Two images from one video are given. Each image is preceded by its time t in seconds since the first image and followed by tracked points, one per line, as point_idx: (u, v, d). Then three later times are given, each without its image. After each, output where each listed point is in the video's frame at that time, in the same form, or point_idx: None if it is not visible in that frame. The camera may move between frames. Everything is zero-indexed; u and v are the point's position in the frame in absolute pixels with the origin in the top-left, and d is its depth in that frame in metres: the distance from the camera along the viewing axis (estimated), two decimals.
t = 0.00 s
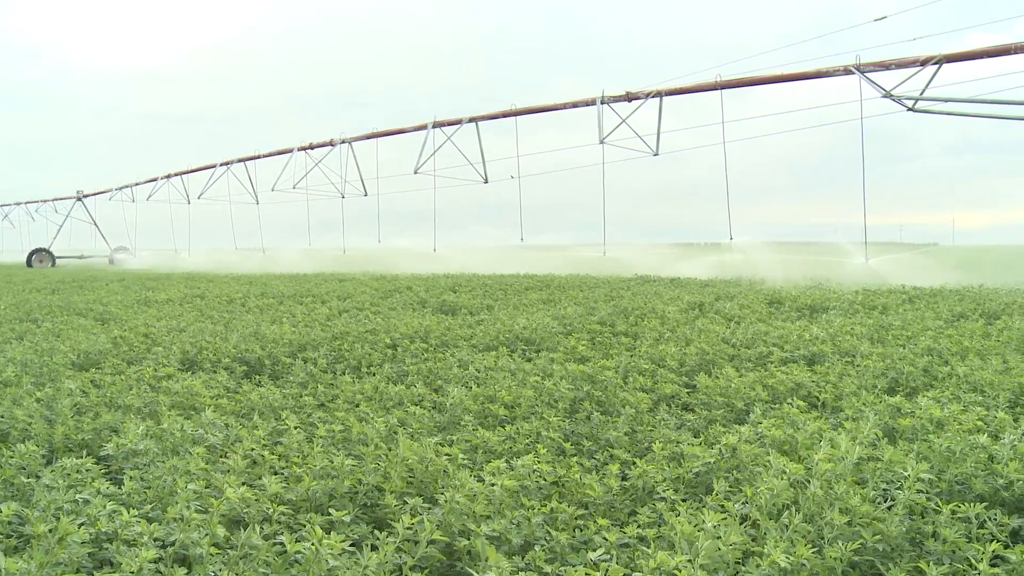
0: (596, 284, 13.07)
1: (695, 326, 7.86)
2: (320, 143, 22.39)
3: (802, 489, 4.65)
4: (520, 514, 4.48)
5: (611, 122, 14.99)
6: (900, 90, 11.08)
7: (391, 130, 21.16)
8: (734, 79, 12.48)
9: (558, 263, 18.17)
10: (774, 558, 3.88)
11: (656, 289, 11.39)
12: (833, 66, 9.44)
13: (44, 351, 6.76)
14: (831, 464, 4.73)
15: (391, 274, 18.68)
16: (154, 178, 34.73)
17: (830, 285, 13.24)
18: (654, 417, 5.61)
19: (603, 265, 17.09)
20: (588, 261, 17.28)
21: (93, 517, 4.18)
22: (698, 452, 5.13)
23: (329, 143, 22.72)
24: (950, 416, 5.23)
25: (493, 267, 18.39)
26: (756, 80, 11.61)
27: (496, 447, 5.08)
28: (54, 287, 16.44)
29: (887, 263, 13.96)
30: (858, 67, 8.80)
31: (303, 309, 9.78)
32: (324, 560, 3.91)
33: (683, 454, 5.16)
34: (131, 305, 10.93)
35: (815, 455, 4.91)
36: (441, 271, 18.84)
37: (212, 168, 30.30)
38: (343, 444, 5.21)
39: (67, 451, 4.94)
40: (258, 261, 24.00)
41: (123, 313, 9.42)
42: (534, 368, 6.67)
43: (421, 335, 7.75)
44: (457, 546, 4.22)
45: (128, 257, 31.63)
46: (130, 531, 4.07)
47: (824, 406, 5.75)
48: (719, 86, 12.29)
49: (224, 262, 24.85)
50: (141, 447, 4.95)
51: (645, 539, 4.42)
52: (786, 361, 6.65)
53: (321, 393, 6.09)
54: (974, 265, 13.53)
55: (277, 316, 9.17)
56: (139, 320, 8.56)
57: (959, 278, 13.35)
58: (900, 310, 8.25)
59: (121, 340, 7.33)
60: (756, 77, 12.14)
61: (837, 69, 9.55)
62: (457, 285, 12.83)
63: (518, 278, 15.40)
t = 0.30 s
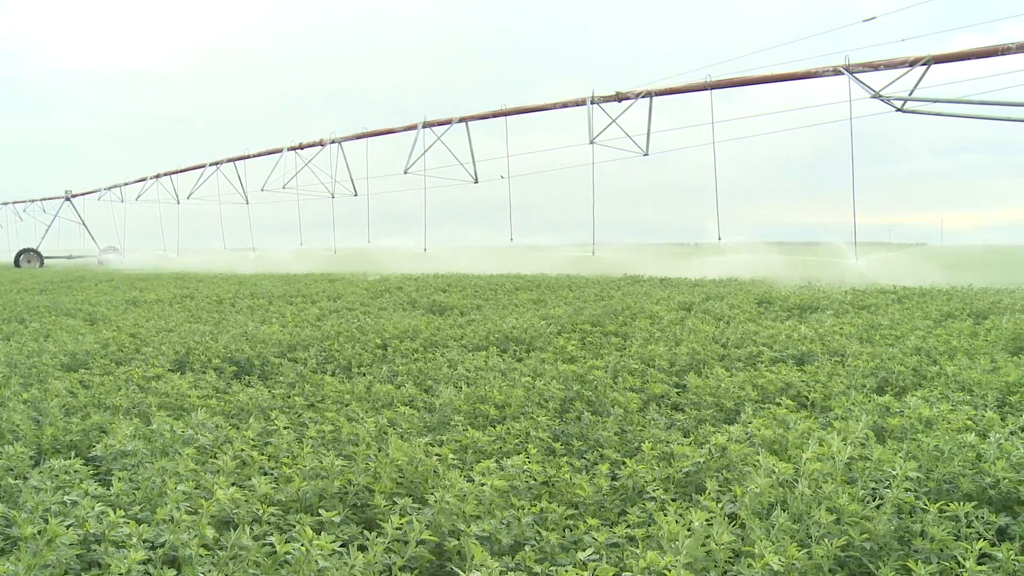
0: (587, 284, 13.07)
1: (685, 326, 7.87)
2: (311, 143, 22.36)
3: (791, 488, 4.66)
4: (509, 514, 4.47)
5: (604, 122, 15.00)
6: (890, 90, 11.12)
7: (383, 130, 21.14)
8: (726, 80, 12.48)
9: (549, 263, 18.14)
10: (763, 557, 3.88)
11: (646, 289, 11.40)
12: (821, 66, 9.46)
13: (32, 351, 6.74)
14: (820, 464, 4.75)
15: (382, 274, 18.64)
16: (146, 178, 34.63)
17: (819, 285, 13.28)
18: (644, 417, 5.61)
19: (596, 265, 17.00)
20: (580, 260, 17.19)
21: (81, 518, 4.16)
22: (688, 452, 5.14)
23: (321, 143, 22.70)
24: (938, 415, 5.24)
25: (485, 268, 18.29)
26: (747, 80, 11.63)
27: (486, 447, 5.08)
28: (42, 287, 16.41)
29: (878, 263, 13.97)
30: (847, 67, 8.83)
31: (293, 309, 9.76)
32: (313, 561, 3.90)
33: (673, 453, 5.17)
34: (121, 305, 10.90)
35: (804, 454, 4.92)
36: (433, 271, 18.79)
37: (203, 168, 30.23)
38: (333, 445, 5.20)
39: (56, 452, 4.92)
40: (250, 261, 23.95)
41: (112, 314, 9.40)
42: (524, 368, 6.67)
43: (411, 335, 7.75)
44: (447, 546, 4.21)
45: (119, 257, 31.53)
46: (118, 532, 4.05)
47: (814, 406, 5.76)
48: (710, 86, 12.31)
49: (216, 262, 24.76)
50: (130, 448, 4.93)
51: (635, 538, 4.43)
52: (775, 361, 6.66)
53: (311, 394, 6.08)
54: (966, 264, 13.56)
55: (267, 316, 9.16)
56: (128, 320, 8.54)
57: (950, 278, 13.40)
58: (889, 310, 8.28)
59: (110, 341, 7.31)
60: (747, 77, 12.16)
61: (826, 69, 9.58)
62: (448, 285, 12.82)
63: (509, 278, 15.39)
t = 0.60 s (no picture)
0: (574, 283, 13.09)
1: (674, 326, 7.88)
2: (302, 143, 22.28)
3: (780, 487, 4.68)
4: (499, 514, 4.47)
5: (594, 122, 15.01)
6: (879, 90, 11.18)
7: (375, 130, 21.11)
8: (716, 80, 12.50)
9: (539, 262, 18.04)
10: (752, 557, 3.89)
11: (635, 289, 11.41)
12: (810, 67, 9.50)
13: (19, 352, 6.70)
14: (808, 463, 4.76)
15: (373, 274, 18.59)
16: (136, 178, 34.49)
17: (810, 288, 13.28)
18: (633, 416, 5.62)
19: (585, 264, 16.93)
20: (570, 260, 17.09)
21: (68, 520, 4.14)
22: (677, 452, 5.15)
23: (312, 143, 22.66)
24: (926, 414, 5.27)
25: (475, 267, 18.18)
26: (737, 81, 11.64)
27: (475, 447, 5.08)
28: (29, 288, 16.37)
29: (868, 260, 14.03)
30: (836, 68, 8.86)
31: (282, 309, 9.73)
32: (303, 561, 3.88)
33: (662, 453, 5.18)
34: (108, 306, 10.85)
35: (792, 454, 4.93)
36: (424, 271, 18.73)
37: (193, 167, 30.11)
38: (323, 445, 5.19)
39: (42, 453, 4.89)
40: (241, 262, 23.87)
41: (100, 314, 9.37)
42: (513, 368, 6.68)
43: (400, 335, 7.75)
44: (437, 546, 4.21)
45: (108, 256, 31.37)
46: (106, 533, 4.02)
47: (802, 405, 5.78)
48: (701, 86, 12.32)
49: (207, 262, 24.63)
50: (118, 449, 4.90)
51: (624, 538, 4.43)
52: (764, 360, 6.69)
53: (300, 394, 6.07)
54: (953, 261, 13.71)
55: (256, 316, 9.13)
56: (115, 320, 8.50)
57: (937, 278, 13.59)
58: (877, 310, 8.32)
59: (97, 341, 7.28)
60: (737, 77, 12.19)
61: (815, 70, 9.61)
62: (438, 285, 12.79)
63: (501, 279, 15.38)
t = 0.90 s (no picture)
0: (558, 283, 13.12)
1: (661, 326, 7.90)
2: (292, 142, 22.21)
3: (766, 487, 4.69)
4: (485, 514, 4.47)
5: (584, 122, 15.02)
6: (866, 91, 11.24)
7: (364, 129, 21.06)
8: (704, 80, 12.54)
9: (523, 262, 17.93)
10: (737, 556, 3.90)
11: (622, 289, 11.43)
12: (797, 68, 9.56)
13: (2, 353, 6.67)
14: (794, 462, 4.78)
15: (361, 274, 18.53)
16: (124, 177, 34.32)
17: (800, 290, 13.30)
18: (620, 416, 5.64)
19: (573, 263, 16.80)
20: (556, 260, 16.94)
21: (53, 522, 4.11)
22: (664, 452, 5.16)
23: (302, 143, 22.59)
24: (911, 413, 5.31)
25: (462, 267, 18.05)
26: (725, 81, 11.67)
27: (462, 447, 5.08)
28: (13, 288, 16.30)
29: (852, 261, 14.07)
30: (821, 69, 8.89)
31: (268, 309, 9.70)
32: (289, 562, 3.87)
33: (649, 453, 5.19)
34: (93, 306, 10.79)
35: (778, 453, 4.95)
36: (412, 270, 18.63)
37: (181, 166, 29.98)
38: (309, 446, 5.18)
39: (26, 455, 4.86)
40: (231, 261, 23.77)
41: (85, 314, 9.32)
42: (500, 368, 6.68)
43: (387, 335, 7.74)
44: (423, 547, 4.20)
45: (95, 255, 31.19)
46: (91, 535, 4.00)
47: (788, 405, 5.81)
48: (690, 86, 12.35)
49: (196, 261, 24.51)
50: (103, 450, 4.87)
51: (611, 538, 4.44)
52: (751, 360, 6.71)
53: (286, 395, 6.05)
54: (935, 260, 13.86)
55: (242, 316, 9.11)
56: (100, 321, 8.47)
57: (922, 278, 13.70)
58: (863, 309, 8.37)
59: (82, 342, 7.25)
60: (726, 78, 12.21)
61: (800, 71, 9.64)
62: (424, 285, 12.79)
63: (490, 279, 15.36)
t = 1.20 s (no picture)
0: (543, 284, 13.18)
1: (647, 326, 7.92)
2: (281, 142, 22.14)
3: (752, 486, 4.70)
4: (472, 514, 4.46)
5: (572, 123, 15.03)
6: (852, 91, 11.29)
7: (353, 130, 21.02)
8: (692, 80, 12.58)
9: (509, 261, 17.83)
10: (724, 556, 3.89)
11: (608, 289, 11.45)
12: (782, 68, 9.60)
13: None
14: (780, 461, 4.80)
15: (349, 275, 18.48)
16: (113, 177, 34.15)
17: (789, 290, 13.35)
18: (606, 416, 5.65)
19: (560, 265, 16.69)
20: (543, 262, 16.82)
21: (36, 525, 4.07)
22: (650, 451, 5.16)
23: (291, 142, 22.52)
24: (896, 413, 5.34)
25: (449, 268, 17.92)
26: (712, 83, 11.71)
27: (449, 447, 5.08)
28: None
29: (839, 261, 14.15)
30: (806, 71, 8.93)
31: (254, 309, 9.68)
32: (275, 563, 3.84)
33: (635, 453, 5.20)
34: (76, 307, 10.74)
35: (764, 453, 4.96)
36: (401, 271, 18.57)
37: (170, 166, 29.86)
38: (295, 447, 5.17)
39: (9, 457, 4.83)
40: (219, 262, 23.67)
41: (69, 315, 9.28)
42: (486, 368, 6.69)
43: (373, 335, 7.74)
44: (409, 548, 4.18)
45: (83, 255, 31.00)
46: (75, 537, 3.96)
47: (774, 404, 5.83)
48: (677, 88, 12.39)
49: (184, 261, 24.41)
50: (87, 451, 4.84)
51: (597, 538, 4.44)
52: (736, 360, 6.74)
53: (272, 395, 6.04)
54: (918, 261, 13.98)
55: (228, 317, 9.08)
56: (85, 321, 8.42)
57: (907, 278, 13.84)
58: (848, 309, 8.41)
59: (65, 343, 7.22)
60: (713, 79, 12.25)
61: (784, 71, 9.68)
62: (411, 286, 12.81)
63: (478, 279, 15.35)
